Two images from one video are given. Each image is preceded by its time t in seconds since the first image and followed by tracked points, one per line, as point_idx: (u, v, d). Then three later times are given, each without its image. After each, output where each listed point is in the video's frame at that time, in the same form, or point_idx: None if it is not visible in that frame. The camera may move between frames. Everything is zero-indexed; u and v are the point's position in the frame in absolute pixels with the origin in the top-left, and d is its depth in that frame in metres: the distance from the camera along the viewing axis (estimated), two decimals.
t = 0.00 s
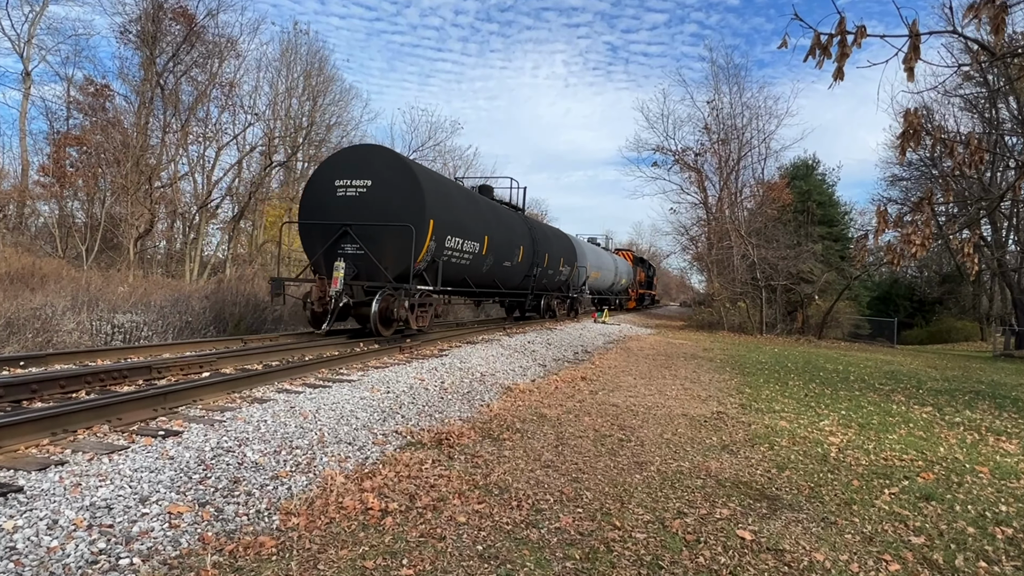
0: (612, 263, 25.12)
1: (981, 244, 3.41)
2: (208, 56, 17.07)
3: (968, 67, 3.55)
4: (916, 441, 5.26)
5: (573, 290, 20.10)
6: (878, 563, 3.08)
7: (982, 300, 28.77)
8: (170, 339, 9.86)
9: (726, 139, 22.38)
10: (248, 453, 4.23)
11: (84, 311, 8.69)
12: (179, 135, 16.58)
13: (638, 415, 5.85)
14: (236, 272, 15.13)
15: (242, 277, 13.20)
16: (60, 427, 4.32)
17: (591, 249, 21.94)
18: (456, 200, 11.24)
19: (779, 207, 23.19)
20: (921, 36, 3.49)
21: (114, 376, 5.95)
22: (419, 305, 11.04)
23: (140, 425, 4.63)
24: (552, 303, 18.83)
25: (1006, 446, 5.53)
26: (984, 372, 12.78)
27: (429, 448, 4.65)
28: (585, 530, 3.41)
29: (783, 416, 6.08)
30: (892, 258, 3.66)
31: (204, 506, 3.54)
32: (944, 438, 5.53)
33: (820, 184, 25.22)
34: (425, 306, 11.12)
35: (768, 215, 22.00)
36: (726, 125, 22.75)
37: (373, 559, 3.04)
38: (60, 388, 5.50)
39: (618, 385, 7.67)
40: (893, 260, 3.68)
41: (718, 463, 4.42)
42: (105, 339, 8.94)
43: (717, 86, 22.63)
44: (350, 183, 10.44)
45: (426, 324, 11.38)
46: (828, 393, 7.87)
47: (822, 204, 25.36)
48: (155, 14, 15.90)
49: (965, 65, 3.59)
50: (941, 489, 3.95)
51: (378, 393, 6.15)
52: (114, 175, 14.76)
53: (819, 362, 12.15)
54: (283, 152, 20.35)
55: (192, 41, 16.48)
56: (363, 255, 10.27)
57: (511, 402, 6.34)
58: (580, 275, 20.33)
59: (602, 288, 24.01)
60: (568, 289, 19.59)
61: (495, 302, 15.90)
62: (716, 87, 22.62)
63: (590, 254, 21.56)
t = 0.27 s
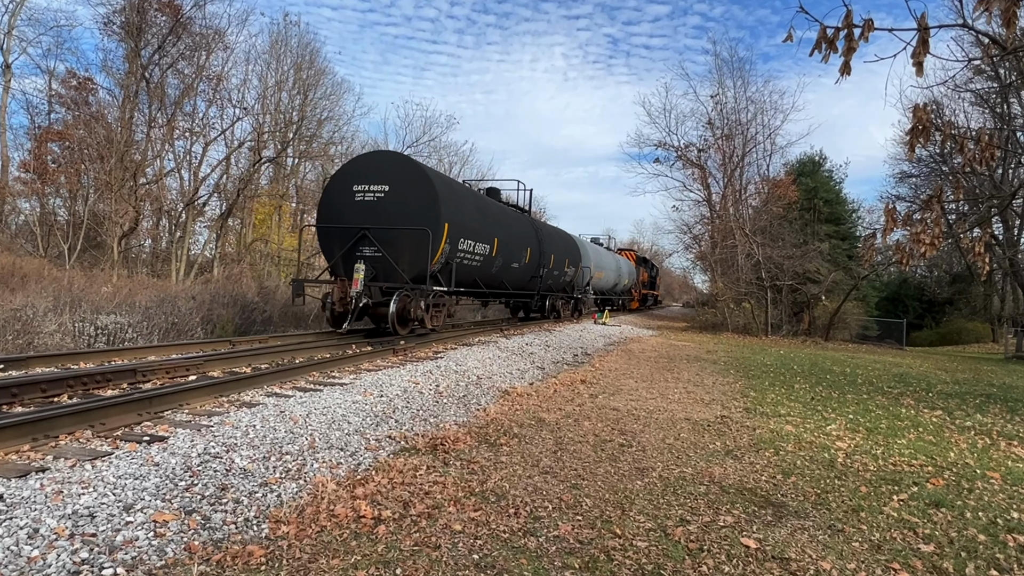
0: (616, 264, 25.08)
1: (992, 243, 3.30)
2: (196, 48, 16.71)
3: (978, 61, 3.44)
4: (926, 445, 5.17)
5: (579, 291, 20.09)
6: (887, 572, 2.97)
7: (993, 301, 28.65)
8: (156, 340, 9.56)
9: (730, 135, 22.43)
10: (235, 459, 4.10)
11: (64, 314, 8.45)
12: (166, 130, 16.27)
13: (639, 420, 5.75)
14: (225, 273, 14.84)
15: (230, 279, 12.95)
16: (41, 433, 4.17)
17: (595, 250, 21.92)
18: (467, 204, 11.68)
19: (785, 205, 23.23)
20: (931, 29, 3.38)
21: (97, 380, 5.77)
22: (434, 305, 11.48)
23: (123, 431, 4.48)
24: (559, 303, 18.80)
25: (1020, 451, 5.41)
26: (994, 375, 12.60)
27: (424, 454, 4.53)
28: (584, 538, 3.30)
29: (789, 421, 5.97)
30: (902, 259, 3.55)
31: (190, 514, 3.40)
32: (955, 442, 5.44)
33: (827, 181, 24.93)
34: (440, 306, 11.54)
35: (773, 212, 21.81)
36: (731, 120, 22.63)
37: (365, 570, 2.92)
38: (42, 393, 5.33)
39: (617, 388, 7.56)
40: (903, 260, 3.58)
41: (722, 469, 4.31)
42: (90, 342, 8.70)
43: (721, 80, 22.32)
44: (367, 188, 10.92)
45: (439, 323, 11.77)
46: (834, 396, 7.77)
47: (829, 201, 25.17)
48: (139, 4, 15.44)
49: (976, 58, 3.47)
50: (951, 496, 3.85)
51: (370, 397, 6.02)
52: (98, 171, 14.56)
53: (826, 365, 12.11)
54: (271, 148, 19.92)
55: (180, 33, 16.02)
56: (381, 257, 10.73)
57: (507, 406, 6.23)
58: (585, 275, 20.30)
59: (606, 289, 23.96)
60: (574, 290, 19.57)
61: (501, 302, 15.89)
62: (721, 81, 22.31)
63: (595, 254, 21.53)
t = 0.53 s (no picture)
0: (622, 264, 24.92)
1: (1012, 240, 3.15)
2: (178, 35, 16.30)
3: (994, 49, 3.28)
4: (944, 452, 5.01)
5: (585, 290, 19.94)
6: None
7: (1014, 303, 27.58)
8: (135, 343, 9.41)
9: (738, 127, 22.10)
10: (218, 467, 3.91)
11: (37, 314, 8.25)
12: (144, 121, 16.03)
13: (643, 425, 5.58)
14: (208, 272, 14.40)
15: (212, 277, 12.57)
16: (10, 441, 3.96)
17: (602, 249, 21.74)
18: (479, 205, 11.78)
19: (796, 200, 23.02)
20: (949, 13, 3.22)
21: (72, 385, 5.57)
22: (446, 304, 11.75)
23: (98, 438, 4.27)
24: (565, 302, 18.65)
25: None
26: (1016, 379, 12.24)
27: (417, 461, 4.35)
28: (586, 550, 3.13)
29: (800, 426, 5.82)
30: (918, 256, 3.41)
31: (171, 525, 3.20)
32: (975, 449, 5.28)
33: (839, 175, 24.73)
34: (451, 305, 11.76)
35: (784, 209, 21.66)
36: (739, 111, 22.37)
37: None
38: (14, 399, 5.10)
39: (620, 393, 7.38)
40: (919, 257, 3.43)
41: (730, 477, 4.15)
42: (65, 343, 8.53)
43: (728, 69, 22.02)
44: (381, 190, 11.06)
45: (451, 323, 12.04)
46: (847, 401, 7.62)
47: (842, 197, 24.91)
48: None
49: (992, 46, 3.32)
50: (971, 505, 3.70)
51: (360, 402, 5.82)
52: (74, 164, 14.19)
53: (839, 368, 11.91)
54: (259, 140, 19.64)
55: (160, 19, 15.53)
56: (395, 258, 10.88)
57: (504, 411, 6.04)
58: (591, 274, 20.14)
59: (611, 288, 23.79)
60: (580, 289, 19.43)
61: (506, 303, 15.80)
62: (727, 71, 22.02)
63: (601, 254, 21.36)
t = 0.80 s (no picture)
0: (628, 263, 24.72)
1: None
2: (153, 17, 15.86)
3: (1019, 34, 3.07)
4: (969, 463, 4.82)
5: (591, 289, 19.70)
6: None
7: None
8: (106, 346, 9.11)
9: (750, 116, 21.81)
10: (195, 480, 3.68)
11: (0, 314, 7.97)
12: (115, 109, 15.67)
13: (649, 434, 5.37)
14: (183, 271, 13.93)
15: (189, 276, 12.26)
16: None
17: (608, 248, 21.53)
18: (489, 205, 11.76)
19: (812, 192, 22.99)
20: None
21: (39, 392, 5.35)
22: (457, 304, 11.79)
23: (64, 449, 4.04)
24: (572, 302, 18.41)
25: None
26: None
27: (408, 473, 4.13)
28: (589, 567, 2.92)
29: (817, 435, 5.64)
30: (942, 253, 3.19)
31: (144, 541, 2.97)
32: (1002, 459, 5.09)
33: (857, 168, 24.62)
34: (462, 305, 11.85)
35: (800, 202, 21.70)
36: (751, 100, 22.11)
37: None
38: None
39: (625, 399, 7.15)
40: (943, 255, 3.22)
41: (741, 488, 3.95)
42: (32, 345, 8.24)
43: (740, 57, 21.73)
44: (392, 190, 10.98)
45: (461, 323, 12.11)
46: (867, 408, 7.42)
47: (860, 190, 24.73)
48: None
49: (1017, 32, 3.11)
50: (999, 520, 3.50)
51: (345, 410, 5.58)
52: (40, 156, 13.77)
53: (857, 373, 11.66)
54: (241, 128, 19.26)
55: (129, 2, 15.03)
56: (407, 258, 10.88)
57: (500, 419, 5.81)
58: (597, 274, 19.91)
59: (617, 287, 23.54)
60: (586, 288, 19.21)
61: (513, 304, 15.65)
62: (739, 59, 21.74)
63: (607, 253, 21.15)
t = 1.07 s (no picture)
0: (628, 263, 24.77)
1: None
2: (147, 14, 15.79)
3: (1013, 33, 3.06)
4: (967, 463, 4.82)
5: (593, 290, 19.72)
6: None
7: None
8: (100, 347, 9.06)
9: (748, 115, 21.80)
10: (190, 482, 3.67)
11: None
12: (109, 107, 15.65)
13: (646, 435, 5.36)
14: (179, 271, 13.88)
15: (183, 276, 12.23)
16: None
17: (609, 249, 21.57)
18: (500, 209, 12.17)
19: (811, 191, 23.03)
20: None
21: (32, 394, 5.31)
22: (470, 305, 12.21)
23: (58, 450, 4.01)
24: (574, 302, 18.39)
25: None
26: None
27: (405, 475, 4.12)
28: (587, 569, 2.91)
29: (814, 435, 5.64)
30: (940, 253, 3.19)
31: (138, 544, 2.95)
32: (999, 460, 5.10)
33: (856, 167, 24.73)
34: (474, 306, 12.23)
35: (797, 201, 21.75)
36: (749, 99, 22.12)
37: None
38: None
39: (621, 400, 7.15)
40: (941, 255, 3.22)
41: (738, 489, 3.95)
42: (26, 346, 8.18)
43: (738, 56, 21.71)
44: (409, 197, 11.49)
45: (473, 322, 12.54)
46: (866, 408, 7.43)
47: (858, 189, 24.84)
48: None
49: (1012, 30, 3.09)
50: (996, 520, 3.50)
51: (341, 411, 5.57)
52: (33, 154, 13.68)
53: (857, 373, 11.69)
54: (235, 127, 19.20)
55: None
56: (423, 261, 11.37)
57: (498, 420, 5.81)
58: (599, 274, 19.95)
59: (618, 288, 23.56)
60: (588, 289, 19.24)
61: (518, 305, 15.75)
62: (737, 58, 21.72)
63: (608, 253, 21.18)
